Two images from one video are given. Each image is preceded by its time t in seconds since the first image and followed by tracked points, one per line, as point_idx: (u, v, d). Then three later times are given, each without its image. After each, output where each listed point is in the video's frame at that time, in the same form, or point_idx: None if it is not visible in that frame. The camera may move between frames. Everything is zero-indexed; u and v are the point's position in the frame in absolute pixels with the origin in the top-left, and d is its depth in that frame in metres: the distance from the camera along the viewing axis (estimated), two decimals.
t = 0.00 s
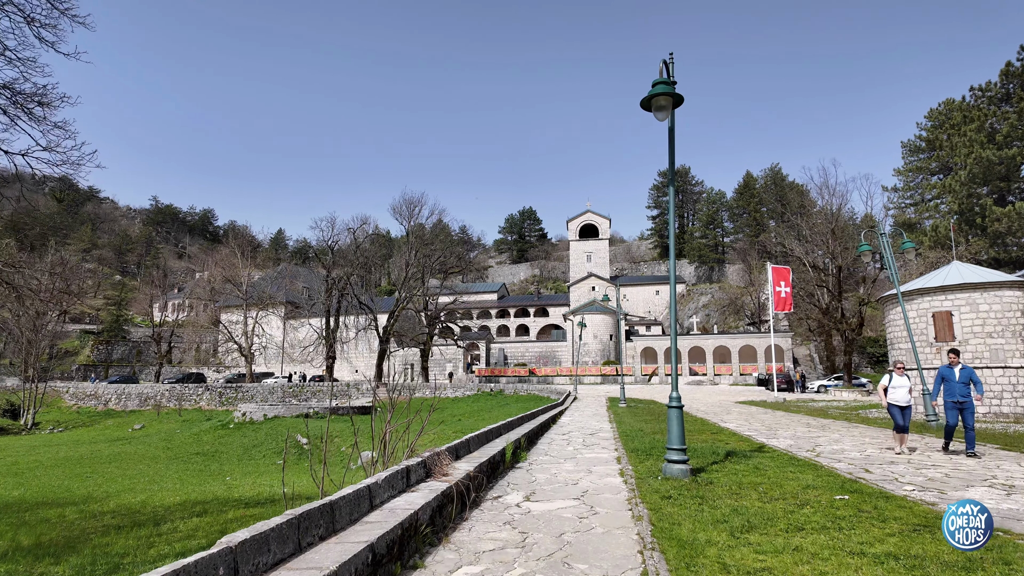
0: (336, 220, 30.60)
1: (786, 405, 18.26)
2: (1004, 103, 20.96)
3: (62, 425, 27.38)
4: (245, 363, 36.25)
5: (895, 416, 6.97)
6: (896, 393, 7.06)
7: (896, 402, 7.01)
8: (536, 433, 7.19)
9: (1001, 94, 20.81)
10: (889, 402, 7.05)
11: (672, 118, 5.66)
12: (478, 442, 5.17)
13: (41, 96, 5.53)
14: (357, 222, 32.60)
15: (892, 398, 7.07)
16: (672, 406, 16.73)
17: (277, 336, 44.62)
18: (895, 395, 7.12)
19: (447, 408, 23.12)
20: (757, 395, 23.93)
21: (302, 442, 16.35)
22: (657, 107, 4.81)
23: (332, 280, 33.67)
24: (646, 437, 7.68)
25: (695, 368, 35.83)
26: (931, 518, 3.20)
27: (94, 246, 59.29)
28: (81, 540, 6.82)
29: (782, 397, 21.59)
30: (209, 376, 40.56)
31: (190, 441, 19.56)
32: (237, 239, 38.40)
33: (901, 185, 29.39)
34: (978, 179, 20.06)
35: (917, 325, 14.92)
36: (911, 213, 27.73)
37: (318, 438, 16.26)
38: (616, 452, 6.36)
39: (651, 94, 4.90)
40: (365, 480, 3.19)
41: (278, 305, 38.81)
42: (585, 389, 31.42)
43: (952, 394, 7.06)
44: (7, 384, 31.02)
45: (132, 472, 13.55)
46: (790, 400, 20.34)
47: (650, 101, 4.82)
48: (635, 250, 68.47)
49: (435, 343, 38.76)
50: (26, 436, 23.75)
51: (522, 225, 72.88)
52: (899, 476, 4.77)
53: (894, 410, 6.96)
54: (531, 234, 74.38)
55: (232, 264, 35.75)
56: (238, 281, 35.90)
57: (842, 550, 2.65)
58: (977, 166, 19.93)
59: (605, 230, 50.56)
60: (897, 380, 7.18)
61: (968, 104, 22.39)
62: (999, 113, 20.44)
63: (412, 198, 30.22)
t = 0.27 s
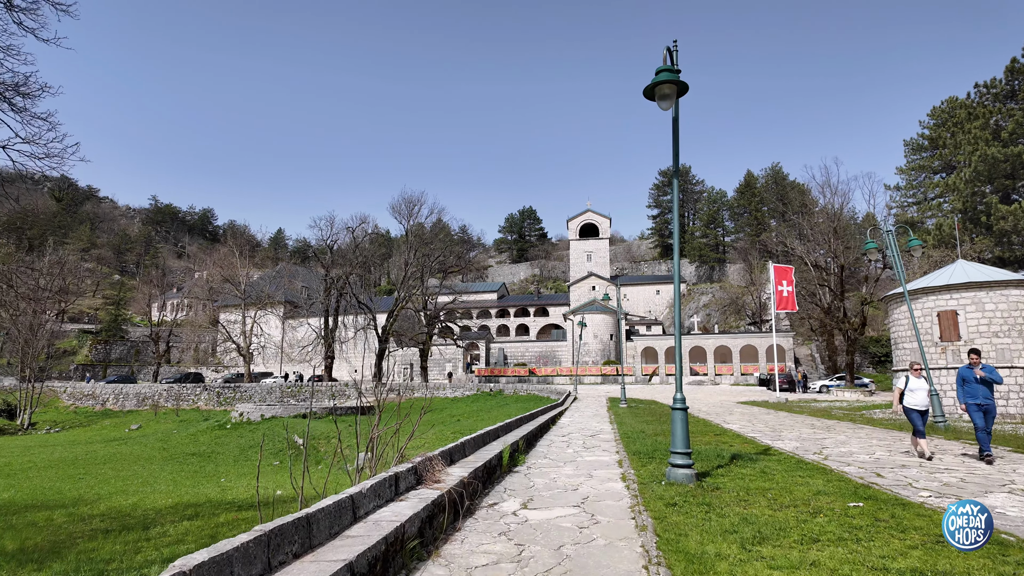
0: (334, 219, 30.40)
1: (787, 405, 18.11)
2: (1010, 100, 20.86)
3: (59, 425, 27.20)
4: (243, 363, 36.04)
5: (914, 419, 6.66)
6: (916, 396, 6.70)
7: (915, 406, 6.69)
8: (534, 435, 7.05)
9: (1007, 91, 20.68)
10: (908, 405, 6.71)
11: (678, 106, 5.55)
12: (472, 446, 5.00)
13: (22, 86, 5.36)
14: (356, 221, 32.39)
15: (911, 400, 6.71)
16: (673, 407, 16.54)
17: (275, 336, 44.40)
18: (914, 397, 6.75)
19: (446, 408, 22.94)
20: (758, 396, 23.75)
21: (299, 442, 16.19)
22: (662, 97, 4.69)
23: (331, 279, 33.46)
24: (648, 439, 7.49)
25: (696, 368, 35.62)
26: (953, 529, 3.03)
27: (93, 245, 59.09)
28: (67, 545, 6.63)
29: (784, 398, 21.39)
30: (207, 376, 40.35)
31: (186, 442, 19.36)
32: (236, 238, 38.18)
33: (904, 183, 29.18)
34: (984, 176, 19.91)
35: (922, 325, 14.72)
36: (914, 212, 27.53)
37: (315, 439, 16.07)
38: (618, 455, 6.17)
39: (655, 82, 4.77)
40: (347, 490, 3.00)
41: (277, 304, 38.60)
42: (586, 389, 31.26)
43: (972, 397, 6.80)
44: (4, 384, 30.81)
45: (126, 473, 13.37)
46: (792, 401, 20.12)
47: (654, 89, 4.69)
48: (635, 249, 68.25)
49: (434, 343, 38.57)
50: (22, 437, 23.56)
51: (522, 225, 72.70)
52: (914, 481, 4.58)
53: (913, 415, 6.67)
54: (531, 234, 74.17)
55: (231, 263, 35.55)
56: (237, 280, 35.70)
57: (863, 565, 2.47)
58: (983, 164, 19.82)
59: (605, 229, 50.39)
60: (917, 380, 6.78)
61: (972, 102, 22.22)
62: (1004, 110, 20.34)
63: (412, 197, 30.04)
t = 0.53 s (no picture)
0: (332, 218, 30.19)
1: (788, 405, 17.94)
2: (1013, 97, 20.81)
3: (55, 425, 27.02)
4: (241, 362, 35.82)
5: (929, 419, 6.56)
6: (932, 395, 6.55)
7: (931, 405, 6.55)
8: (531, 436, 6.88)
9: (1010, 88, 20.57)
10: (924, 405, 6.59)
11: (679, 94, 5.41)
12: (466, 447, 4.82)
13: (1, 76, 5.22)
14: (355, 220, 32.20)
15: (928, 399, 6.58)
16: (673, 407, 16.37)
17: (273, 335, 44.18)
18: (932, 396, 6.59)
19: (445, 408, 22.77)
20: (758, 395, 23.61)
21: (295, 443, 16.02)
22: (664, 83, 4.60)
23: (328, 278, 33.25)
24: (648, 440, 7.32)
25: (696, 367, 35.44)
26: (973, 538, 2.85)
27: (90, 245, 58.90)
28: (49, 549, 6.43)
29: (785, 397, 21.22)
30: (205, 376, 40.14)
31: (182, 442, 19.18)
32: (234, 237, 37.96)
33: (905, 182, 29.00)
34: (988, 173, 19.78)
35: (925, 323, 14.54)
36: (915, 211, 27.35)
37: (311, 439, 15.89)
38: (617, 457, 5.99)
39: (657, 68, 4.69)
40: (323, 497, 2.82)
41: (275, 304, 38.38)
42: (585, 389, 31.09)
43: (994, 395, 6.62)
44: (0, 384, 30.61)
45: (119, 474, 13.19)
46: (793, 401, 19.96)
47: (656, 76, 4.61)
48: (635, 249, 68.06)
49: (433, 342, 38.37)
50: (18, 437, 23.37)
51: (521, 224, 72.55)
52: (923, 484, 4.42)
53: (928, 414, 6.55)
54: (531, 233, 74.01)
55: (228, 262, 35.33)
56: (234, 280, 35.48)
57: None
58: (986, 161, 19.67)
59: (605, 229, 50.21)
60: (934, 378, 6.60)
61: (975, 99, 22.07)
62: (1008, 107, 20.22)
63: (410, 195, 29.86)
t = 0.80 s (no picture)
0: (329, 217, 30.03)
1: (789, 405, 17.78)
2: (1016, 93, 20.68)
3: (50, 425, 26.80)
4: (238, 362, 35.62)
5: (946, 422, 6.43)
6: (948, 397, 6.40)
7: (948, 407, 6.40)
8: (528, 438, 6.69)
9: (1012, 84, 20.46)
10: (940, 407, 6.46)
11: (679, 81, 5.29)
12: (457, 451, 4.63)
13: None
14: (352, 220, 32.04)
15: (943, 401, 6.44)
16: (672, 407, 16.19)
17: (270, 335, 43.97)
18: (948, 398, 6.44)
19: (442, 408, 22.59)
20: (758, 395, 23.44)
21: (291, 443, 15.86)
22: (664, 69, 4.62)
23: (326, 278, 33.06)
24: (648, 441, 7.15)
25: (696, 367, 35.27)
26: (996, 553, 2.67)
27: (88, 244, 58.67)
28: (32, 554, 6.26)
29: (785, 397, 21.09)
30: (201, 376, 39.94)
31: (177, 442, 19.01)
32: (231, 237, 37.78)
33: (906, 180, 28.84)
34: (991, 170, 19.66)
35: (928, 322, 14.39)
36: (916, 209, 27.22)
37: (306, 440, 15.72)
38: (615, 459, 5.81)
39: (656, 53, 4.71)
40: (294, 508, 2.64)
41: (272, 303, 38.20)
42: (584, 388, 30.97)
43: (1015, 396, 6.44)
44: None
45: (111, 476, 13.00)
46: (793, 401, 19.80)
47: (654, 62, 4.65)
48: (634, 248, 68.09)
49: (431, 342, 38.21)
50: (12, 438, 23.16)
51: (520, 224, 72.42)
52: (935, 488, 4.24)
53: (944, 416, 6.42)
54: (529, 233, 73.87)
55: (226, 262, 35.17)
56: (231, 279, 35.30)
57: None
58: (988, 159, 19.54)
59: (604, 228, 50.07)
60: (952, 379, 6.43)
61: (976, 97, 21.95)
62: (1010, 104, 20.10)
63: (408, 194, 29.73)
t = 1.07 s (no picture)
0: (327, 216, 29.85)
1: (790, 405, 17.61)
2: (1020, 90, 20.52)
3: (47, 425, 26.59)
4: (236, 362, 35.43)
5: (971, 425, 6.23)
6: (974, 398, 6.19)
7: (973, 410, 6.20)
8: (525, 439, 6.52)
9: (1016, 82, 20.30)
10: (966, 409, 6.25)
11: (683, 67, 5.18)
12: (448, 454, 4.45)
13: None
14: (351, 218, 31.84)
15: (969, 402, 6.24)
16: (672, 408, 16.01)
17: (269, 335, 43.78)
18: (975, 399, 6.23)
19: (441, 409, 22.39)
20: (759, 395, 23.26)
21: (287, 443, 15.72)
22: (665, 57, 4.57)
23: (324, 277, 32.83)
24: (648, 442, 6.97)
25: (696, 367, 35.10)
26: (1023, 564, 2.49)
27: (87, 243, 58.50)
28: (15, 559, 6.08)
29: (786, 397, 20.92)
30: (200, 376, 39.77)
31: (173, 443, 18.83)
32: (229, 235, 37.60)
33: (908, 179, 28.58)
34: (994, 168, 19.51)
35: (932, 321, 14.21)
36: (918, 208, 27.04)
37: (303, 440, 15.56)
38: (615, 462, 5.63)
39: (658, 36, 4.63)
40: (262, 520, 2.45)
41: (271, 303, 38.04)
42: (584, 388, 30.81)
43: None
44: None
45: (104, 477, 12.81)
46: (795, 401, 19.60)
47: (656, 45, 4.58)
48: (634, 248, 67.97)
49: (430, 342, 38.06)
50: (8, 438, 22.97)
51: (519, 223, 72.23)
52: (949, 494, 4.06)
53: (970, 419, 6.20)
54: (529, 232, 73.67)
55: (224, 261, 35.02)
56: (229, 278, 35.10)
57: None
58: (992, 156, 19.39)
59: (604, 227, 49.88)
60: (978, 380, 6.23)
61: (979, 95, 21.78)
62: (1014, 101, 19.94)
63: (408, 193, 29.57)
